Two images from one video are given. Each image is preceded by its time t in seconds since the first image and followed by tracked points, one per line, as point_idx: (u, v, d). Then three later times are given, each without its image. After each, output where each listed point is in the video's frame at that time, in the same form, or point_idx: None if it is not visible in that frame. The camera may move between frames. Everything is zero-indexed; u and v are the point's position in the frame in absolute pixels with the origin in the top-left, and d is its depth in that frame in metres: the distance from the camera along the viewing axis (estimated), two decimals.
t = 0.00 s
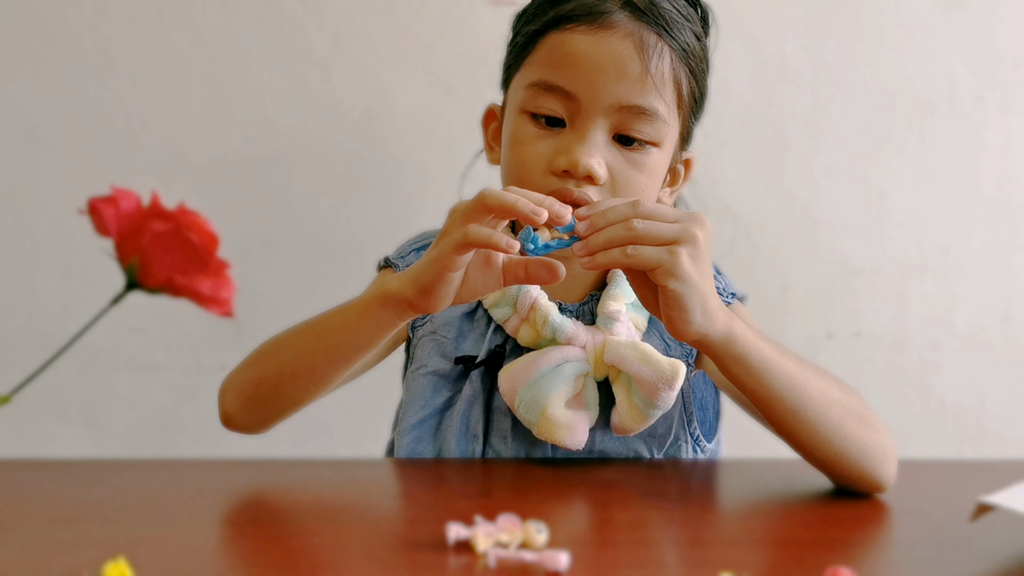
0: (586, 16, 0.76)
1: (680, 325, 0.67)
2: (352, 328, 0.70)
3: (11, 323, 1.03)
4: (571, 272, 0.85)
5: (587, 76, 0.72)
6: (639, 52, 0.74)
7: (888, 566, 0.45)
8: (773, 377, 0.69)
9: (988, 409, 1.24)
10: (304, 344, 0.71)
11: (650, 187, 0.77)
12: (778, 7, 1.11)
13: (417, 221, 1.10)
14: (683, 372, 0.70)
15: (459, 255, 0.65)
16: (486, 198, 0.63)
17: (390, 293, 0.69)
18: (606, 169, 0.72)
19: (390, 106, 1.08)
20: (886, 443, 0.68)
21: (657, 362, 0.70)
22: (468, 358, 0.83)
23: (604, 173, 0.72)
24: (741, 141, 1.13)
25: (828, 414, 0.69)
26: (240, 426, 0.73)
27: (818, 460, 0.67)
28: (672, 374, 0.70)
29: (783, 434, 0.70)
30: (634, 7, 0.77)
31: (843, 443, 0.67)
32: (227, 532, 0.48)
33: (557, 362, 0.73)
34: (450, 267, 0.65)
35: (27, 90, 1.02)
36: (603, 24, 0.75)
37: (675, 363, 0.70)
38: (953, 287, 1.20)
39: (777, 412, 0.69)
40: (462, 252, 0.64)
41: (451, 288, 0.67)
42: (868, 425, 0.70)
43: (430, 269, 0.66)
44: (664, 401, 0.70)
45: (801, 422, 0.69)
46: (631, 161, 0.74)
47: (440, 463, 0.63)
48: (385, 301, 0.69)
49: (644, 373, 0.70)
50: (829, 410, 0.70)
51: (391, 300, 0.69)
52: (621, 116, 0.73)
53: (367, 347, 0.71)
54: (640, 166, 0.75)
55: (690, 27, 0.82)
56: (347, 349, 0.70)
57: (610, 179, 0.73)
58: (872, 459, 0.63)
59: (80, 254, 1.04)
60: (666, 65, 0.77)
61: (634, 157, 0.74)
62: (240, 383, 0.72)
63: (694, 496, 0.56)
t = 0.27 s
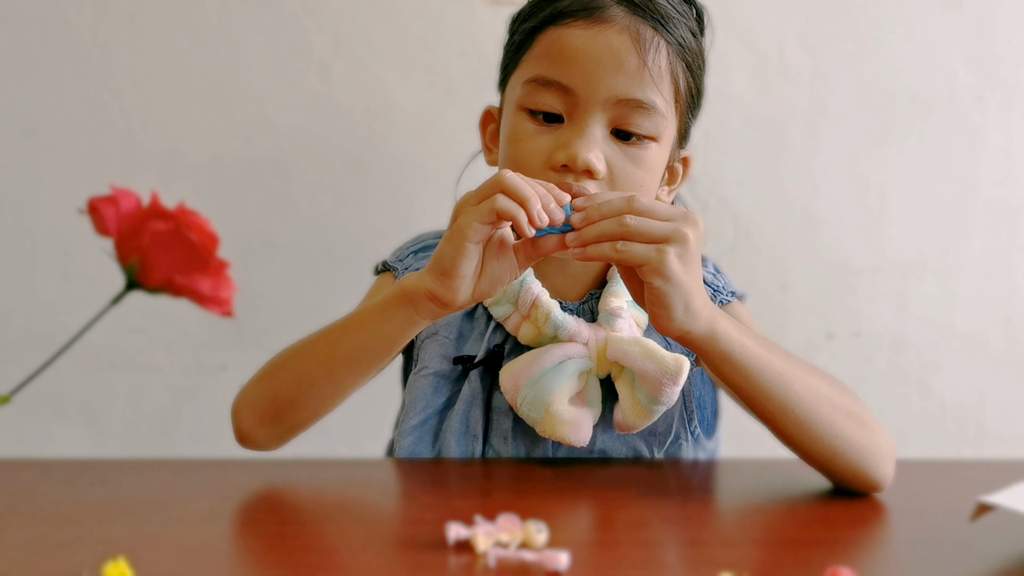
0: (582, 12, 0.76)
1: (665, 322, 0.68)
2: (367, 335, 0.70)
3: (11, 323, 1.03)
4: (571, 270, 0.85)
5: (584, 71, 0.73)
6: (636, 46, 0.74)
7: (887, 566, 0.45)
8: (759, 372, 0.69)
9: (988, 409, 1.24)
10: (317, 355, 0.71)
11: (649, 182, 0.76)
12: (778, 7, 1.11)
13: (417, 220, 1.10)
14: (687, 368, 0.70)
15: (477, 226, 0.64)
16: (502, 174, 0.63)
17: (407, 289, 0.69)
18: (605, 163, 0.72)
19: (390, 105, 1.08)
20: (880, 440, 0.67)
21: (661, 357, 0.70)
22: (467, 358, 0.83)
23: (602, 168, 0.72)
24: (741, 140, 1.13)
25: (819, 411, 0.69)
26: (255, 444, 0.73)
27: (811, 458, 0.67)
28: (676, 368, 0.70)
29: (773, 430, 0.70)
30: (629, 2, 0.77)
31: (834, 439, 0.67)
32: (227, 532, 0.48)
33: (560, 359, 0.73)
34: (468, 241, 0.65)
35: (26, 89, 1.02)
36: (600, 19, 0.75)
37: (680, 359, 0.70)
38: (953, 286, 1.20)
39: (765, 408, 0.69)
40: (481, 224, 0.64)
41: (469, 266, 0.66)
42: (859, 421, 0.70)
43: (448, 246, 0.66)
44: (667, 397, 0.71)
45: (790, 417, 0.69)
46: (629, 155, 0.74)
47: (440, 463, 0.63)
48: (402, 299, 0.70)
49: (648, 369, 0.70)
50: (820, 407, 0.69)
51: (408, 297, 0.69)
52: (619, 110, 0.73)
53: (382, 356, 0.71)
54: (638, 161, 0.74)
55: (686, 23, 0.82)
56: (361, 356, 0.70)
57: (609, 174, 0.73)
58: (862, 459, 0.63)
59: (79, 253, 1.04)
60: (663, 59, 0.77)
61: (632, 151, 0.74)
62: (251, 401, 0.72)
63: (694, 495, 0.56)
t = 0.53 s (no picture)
0: (578, 14, 0.76)
1: (663, 312, 0.68)
2: (366, 334, 0.71)
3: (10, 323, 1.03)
4: (569, 270, 0.85)
5: (580, 73, 0.72)
6: (631, 48, 0.74)
7: (887, 565, 0.45)
8: (758, 364, 0.69)
9: (988, 409, 1.24)
10: (315, 357, 0.70)
11: (645, 184, 0.77)
12: (778, 7, 1.11)
13: (417, 220, 1.10)
14: (686, 367, 0.70)
15: (466, 228, 0.64)
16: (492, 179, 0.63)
17: (402, 288, 0.69)
18: (600, 165, 0.72)
19: (389, 106, 1.08)
20: (875, 437, 0.68)
21: (660, 357, 0.70)
22: (465, 359, 0.83)
23: (598, 169, 0.72)
24: (741, 140, 1.13)
25: (813, 403, 0.69)
26: (257, 450, 0.71)
27: (807, 453, 0.68)
28: (675, 368, 0.70)
29: (768, 422, 0.70)
30: (625, 3, 0.77)
31: (830, 435, 0.67)
32: (225, 533, 0.48)
33: (559, 360, 0.73)
34: (458, 242, 0.65)
35: (26, 89, 1.02)
36: (596, 21, 0.75)
37: (678, 358, 0.70)
38: (953, 286, 1.20)
39: (761, 401, 0.69)
40: (470, 225, 0.64)
41: (461, 267, 0.66)
42: (853, 416, 0.70)
43: (440, 247, 0.66)
44: (666, 397, 0.70)
45: (786, 410, 0.69)
46: (625, 157, 0.74)
47: (440, 463, 0.63)
48: (398, 299, 0.70)
49: (647, 369, 0.70)
50: (814, 398, 0.70)
51: (404, 296, 0.69)
52: (615, 112, 0.73)
53: (380, 354, 0.71)
54: (634, 163, 0.75)
55: (681, 24, 0.82)
56: (360, 355, 0.70)
57: (604, 176, 0.73)
58: (861, 455, 0.63)
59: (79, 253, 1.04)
60: (659, 60, 0.77)
61: (627, 153, 0.74)
62: (250, 405, 0.71)
63: (694, 496, 0.56)
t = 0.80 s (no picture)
0: (573, 14, 0.76)
1: (656, 298, 0.68)
2: (377, 334, 0.69)
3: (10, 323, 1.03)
4: (568, 270, 0.85)
5: (576, 73, 0.72)
6: (627, 46, 0.74)
7: (887, 565, 0.45)
8: (748, 355, 0.69)
9: (988, 408, 1.24)
10: (325, 365, 0.69)
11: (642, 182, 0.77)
12: (778, 7, 1.11)
13: (417, 219, 1.10)
14: (688, 365, 0.70)
15: (479, 229, 0.64)
16: (496, 173, 0.63)
17: (411, 289, 0.68)
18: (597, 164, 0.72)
19: (389, 106, 1.09)
20: (862, 435, 0.68)
21: (662, 356, 0.70)
22: (465, 361, 0.83)
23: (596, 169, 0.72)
24: (740, 140, 1.13)
25: (804, 399, 0.69)
26: (276, 471, 0.61)
27: (794, 448, 0.67)
28: (677, 366, 0.69)
29: (754, 416, 0.70)
30: (619, 2, 0.77)
31: (817, 431, 0.67)
32: (226, 534, 0.48)
33: (560, 360, 0.73)
34: (472, 243, 0.65)
35: (26, 89, 1.02)
36: (591, 20, 0.75)
37: (679, 355, 0.70)
38: (953, 286, 1.20)
39: (749, 392, 0.69)
40: (482, 225, 0.64)
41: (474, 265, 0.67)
42: (841, 412, 0.70)
43: (452, 249, 0.66)
44: (668, 396, 0.70)
45: (774, 403, 0.68)
46: (622, 156, 0.74)
47: (440, 463, 0.63)
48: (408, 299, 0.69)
49: (649, 368, 0.70)
50: (805, 394, 0.69)
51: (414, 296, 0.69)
52: (612, 111, 0.73)
53: (395, 352, 0.70)
54: (631, 161, 0.75)
55: (675, 21, 0.82)
56: (374, 355, 0.69)
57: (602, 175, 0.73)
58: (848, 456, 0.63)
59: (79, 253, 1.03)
60: (654, 58, 0.77)
61: (624, 152, 0.74)
62: (264, 428, 0.66)
63: (694, 495, 0.56)
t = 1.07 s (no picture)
0: (570, 14, 0.76)
1: (649, 288, 0.68)
2: (385, 333, 0.69)
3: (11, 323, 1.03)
4: (568, 270, 0.85)
5: (574, 72, 0.72)
6: (625, 45, 0.74)
7: (887, 565, 0.45)
8: (743, 352, 0.68)
9: (988, 408, 1.24)
10: (334, 366, 0.68)
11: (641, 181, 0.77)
12: (778, 7, 1.11)
13: (417, 219, 1.10)
14: (688, 364, 0.70)
15: (489, 224, 0.64)
16: (498, 168, 0.62)
17: (422, 288, 0.68)
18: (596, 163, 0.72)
19: (389, 106, 1.09)
20: (854, 433, 0.68)
21: (661, 356, 0.70)
22: (465, 361, 0.83)
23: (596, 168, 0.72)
24: (740, 140, 1.13)
25: (798, 396, 0.68)
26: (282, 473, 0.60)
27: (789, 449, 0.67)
28: (677, 366, 0.69)
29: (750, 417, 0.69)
30: (616, 2, 0.77)
31: (811, 429, 0.67)
32: (226, 534, 0.47)
33: (560, 360, 0.73)
34: (483, 239, 0.65)
35: (26, 89, 1.02)
36: (588, 20, 0.75)
37: (679, 355, 0.70)
38: (952, 286, 1.20)
39: (743, 391, 0.68)
40: (493, 221, 0.64)
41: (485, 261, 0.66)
42: (834, 412, 0.70)
43: (463, 246, 0.65)
44: (669, 395, 0.70)
45: (768, 402, 0.68)
46: (621, 155, 0.74)
47: (440, 463, 0.63)
48: (419, 298, 0.68)
49: (649, 367, 0.70)
50: (798, 390, 0.69)
51: (425, 295, 0.68)
52: (610, 110, 0.73)
53: (403, 351, 0.69)
54: (630, 160, 0.75)
55: (674, 20, 0.82)
56: (383, 355, 0.68)
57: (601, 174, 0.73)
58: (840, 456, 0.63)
59: (79, 253, 1.03)
60: (652, 57, 0.77)
61: (623, 151, 0.74)
62: (271, 431, 0.65)
63: (693, 495, 0.56)
